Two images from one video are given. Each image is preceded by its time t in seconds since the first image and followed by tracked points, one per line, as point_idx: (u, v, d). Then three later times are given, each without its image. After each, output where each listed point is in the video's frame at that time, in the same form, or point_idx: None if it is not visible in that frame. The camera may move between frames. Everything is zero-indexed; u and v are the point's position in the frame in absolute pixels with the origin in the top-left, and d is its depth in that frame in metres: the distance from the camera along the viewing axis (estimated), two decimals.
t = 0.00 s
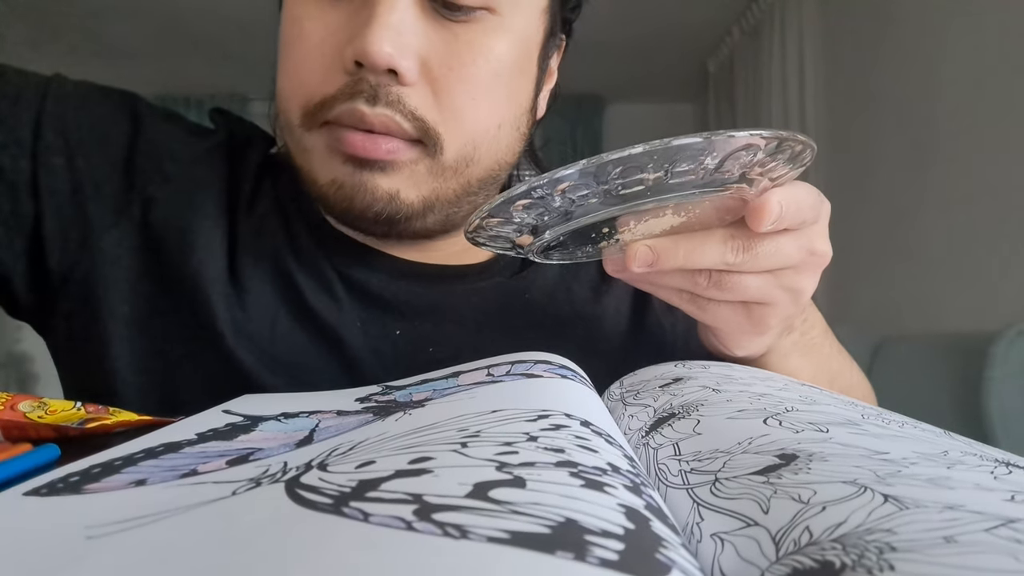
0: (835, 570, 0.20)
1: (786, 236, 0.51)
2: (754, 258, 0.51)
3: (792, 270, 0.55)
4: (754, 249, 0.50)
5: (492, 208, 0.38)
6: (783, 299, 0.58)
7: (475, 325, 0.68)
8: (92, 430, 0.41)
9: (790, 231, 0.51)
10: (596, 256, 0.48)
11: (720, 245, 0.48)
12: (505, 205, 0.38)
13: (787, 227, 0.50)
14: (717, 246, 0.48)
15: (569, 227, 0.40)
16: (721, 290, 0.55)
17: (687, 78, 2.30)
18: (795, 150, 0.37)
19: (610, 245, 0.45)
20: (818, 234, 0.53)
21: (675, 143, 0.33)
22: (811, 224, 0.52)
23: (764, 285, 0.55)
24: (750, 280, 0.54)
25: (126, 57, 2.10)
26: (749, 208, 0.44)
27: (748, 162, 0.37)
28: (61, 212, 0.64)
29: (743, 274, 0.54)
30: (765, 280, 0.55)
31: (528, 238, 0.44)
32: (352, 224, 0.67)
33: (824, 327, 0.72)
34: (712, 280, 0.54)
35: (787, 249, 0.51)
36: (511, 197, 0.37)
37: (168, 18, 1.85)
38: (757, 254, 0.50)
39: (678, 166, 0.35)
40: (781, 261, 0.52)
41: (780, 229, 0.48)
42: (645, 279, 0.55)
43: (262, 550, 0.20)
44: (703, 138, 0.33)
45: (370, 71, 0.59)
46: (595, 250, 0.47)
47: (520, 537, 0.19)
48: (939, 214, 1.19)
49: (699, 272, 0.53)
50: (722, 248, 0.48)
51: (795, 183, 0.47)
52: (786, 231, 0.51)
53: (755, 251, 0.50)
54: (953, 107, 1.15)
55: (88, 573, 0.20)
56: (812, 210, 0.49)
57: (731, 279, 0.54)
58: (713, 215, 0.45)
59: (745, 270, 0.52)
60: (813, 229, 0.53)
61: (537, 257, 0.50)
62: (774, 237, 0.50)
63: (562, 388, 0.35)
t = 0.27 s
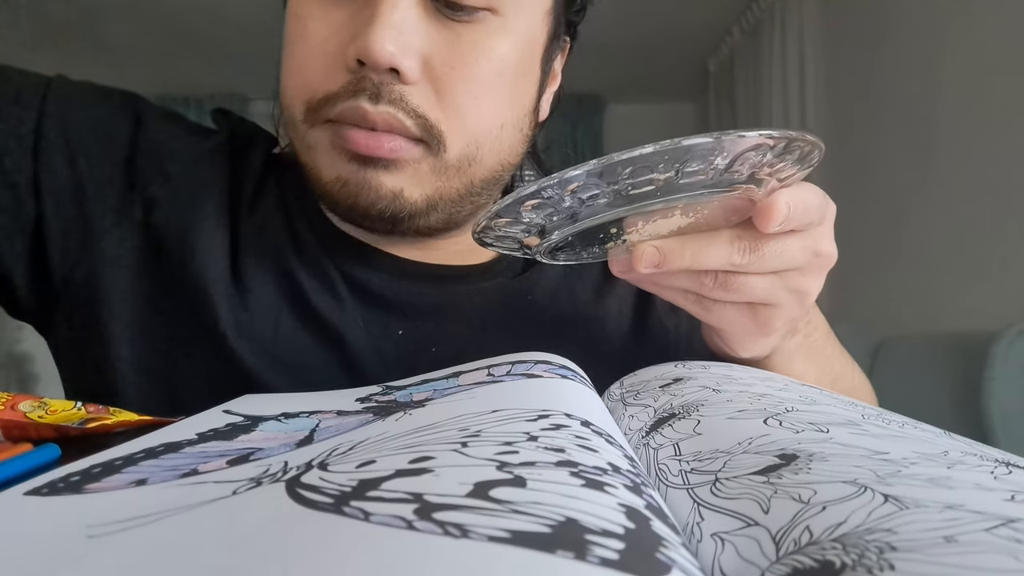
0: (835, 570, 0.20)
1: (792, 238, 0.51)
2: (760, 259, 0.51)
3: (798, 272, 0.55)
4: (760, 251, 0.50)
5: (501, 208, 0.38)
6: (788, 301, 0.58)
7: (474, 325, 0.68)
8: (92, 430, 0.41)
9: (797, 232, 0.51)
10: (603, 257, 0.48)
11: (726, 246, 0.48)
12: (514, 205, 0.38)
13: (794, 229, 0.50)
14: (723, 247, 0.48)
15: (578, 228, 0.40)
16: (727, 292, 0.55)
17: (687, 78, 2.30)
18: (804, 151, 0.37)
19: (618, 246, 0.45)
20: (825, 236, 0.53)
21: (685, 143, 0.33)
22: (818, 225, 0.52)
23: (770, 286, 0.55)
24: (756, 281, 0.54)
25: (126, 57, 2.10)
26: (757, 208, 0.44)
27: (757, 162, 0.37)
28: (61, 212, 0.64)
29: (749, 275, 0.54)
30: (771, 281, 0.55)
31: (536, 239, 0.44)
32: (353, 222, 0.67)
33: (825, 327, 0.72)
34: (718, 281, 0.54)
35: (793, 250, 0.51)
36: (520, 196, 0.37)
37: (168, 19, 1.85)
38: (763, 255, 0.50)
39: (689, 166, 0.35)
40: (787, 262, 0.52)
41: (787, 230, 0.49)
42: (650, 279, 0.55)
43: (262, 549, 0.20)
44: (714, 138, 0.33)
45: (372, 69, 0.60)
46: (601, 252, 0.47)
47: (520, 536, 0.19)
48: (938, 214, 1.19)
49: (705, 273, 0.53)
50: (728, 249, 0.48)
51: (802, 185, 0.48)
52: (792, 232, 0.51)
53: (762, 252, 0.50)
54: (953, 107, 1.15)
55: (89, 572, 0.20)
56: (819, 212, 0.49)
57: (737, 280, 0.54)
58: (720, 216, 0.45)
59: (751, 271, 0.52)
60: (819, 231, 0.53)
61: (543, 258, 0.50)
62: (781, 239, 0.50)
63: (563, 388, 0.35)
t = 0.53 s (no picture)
0: (835, 570, 0.20)
1: (793, 243, 0.51)
2: (761, 263, 0.51)
3: (798, 276, 0.55)
4: (761, 255, 0.50)
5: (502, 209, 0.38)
6: (789, 305, 0.58)
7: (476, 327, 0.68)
8: (93, 430, 0.41)
9: (798, 237, 0.51)
10: (603, 259, 0.48)
11: (727, 249, 0.48)
12: (514, 207, 0.38)
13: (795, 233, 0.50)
14: (724, 250, 0.48)
15: (578, 229, 0.40)
16: (727, 295, 0.55)
17: (687, 78, 2.30)
18: (804, 155, 0.37)
19: (618, 247, 0.45)
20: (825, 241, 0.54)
21: (686, 147, 0.33)
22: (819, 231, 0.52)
23: (770, 290, 0.55)
24: (756, 285, 0.54)
25: (126, 57, 2.10)
26: (758, 212, 0.44)
27: (758, 166, 0.37)
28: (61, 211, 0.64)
29: (750, 279, 0.54)
30: (771, 285, 0.55)
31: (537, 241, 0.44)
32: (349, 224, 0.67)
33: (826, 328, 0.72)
34: (718, 284, 0.54)
35: (794, 254, 0.51)
36: (521, 198, 0.37)
37: (168, 19, 1.85)
38: (763, 259, 0.50)
39: (690, 170, 0.35)
40: (787, 267, 0.52)
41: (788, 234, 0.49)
42: (651, 281, 0.55)
43: (263, 549, 0.20)
44: (715, 143, 0.33)
45: (374, 66, 0.59)
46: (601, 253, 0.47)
47: (521, 536, 0.19)
48: (938, 213, 1.19)
49: (706, 276, 0.53)
50: (729, 253, 0.48)
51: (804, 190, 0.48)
52: (793, 236, 0.51)
53: (763, 256, 0.50)
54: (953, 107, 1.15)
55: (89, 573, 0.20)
56: (820, 217, 0.49)
57: (737, 284, 0.54)
58: (721, 219, 0.45)
59: (751, 275, 0.52)
60: (820, 236, 0.53)
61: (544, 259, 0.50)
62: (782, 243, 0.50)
63: (563, 388, 0.35)
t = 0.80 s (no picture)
0: (835, 570, 0.20)
1: (787, 248, 0.52)
2: (755, 268, 0.51)
3: (793, 281, 0.56)
4: (754, 259, 0.50)
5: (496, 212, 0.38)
6: (784, 309, 0.58)
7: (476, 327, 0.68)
8: (93, 430, 0.41)
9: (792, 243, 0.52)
10: (598, 263, 0.48)
11: (721, 254, 0.48)
12: (509, 210, 0.38)
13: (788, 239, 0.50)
14: (718, 255, 0.48)
15: (572, 233, 0.40)
16: (722, 300, 0.55)
17: (687, 78, 2.30)
18: (797, 160, 0.37)
19: (612, 251, 0.45)
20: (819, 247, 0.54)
21: (680, 151, 0.33)
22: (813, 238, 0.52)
23: (764, 295, 0.55)
24: (751, 290, 0.55)
25: (126, 58, 2.10)
26: (751, 217, 0.44)
27: (752, 171, 0.37)
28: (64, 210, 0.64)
29: (744, 284, 0.54)
30: (765, 289, 0.55)
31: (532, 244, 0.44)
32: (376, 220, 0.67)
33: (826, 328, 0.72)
34: (713, 289, 0.54)
35: (787, 260, 0.52)
36: (516, 201, 0.37)
37: (167, 19, 1.85)
38: (757, 264, 0.50)
39: (684, 173, 0.35)
40: (781, 271, 0.52)
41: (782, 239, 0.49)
42: (646, 286, 0.55)
43: (264, 549, 0.20)
44: (708, 147, 0.33)
45: (405, 65, 0.59)
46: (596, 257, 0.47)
47: (521, 536, 0.19)
48: (938, 212, 1.19)
49: (701, 280, 0.53)
50: (723, 257, 0.49)
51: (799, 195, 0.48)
52: (787, 242, 0.51)
53: (756, 261, 0.50)
54: (952, 107, 1.15)
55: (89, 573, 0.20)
56: (814, 222, 0.49)
57: (732, 288, 0.54)
58: (715, 224, 0.45)
59: (745, 279, 0.53)
60: (814, 241, 0.53)
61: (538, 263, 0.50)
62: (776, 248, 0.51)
63: (563, 388, 0.35)
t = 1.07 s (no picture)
0: (835, 570, 0.20)
1: (783, 258, 0.52)
2: (751, 278, 0.51)
3: (788, 292, 0.56)
4: (751, 269, 0.50)
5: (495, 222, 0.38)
6: (780, 321, 0.58)
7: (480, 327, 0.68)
8: (92, 430, 0.41)
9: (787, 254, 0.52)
10: (596, 274, 0.48)
11: (718, 265, 0.48)
12: (507, 220, 0.38)
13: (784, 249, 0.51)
14: (715, 266, 0.48)
15: (570, 243, 0.40)
16: (718, 310, 0.55)
17: (687, 78, 2.30)
18: (793, 172, 0.37)
19: (609, 262, 0.45)
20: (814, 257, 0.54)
21: (677, 162, 0.33)
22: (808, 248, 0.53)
23: (760, 305, 0.55)
24: (747, 300, 0.54)
25: (126, 58, 2.10)
26: (747, 228, 0.44)
27: (747, 182, 0.37)
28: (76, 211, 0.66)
29: (741, 294, 0.54)
30: (761, 300, 0.55)
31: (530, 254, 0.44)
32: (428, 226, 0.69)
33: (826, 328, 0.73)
34: (710, 299, 0.54)
35: (783, 270, 0.52)
36: (515, 212, 0.37)
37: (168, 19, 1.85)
38: (754, 275, 0.50)
39: (681, 185, 0.35)
40: (777, 282, 0.53)
41: (778, 250, 0.49)
42: (643, 296, 0.55)
43: (262, 550, 0.20)
44: (705, 158, 0.33)
45: (479, 71, 0.63)
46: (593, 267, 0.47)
47: (521, 536, 0.19)
48: (938, 212, 1.19)
49: (697, 290, 0.53)
50: (720, 268, 0.49)
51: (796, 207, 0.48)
52: (781, 253, 0.52)
53: (753, 271, 0.50)
54: (952, 107, 1.15)
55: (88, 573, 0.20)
56: (809, 234, 0.49)
57: (728, 298, 0.54)
58: (712, 235, 0.45)
59: (742, 290, 0.53)
60: (808, 253, 0.54)
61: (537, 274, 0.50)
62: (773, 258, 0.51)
63: (563, 388, 0.35)
